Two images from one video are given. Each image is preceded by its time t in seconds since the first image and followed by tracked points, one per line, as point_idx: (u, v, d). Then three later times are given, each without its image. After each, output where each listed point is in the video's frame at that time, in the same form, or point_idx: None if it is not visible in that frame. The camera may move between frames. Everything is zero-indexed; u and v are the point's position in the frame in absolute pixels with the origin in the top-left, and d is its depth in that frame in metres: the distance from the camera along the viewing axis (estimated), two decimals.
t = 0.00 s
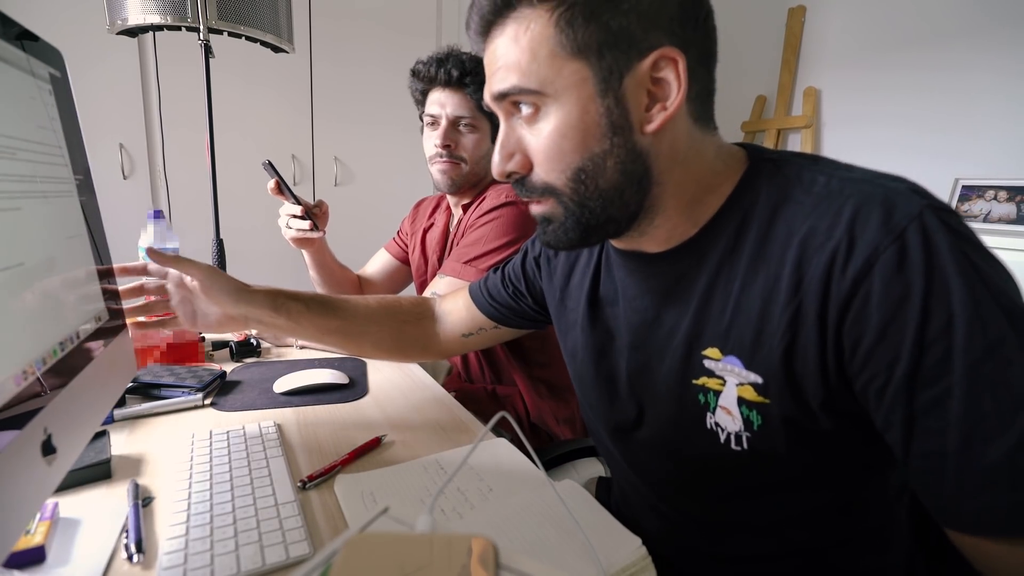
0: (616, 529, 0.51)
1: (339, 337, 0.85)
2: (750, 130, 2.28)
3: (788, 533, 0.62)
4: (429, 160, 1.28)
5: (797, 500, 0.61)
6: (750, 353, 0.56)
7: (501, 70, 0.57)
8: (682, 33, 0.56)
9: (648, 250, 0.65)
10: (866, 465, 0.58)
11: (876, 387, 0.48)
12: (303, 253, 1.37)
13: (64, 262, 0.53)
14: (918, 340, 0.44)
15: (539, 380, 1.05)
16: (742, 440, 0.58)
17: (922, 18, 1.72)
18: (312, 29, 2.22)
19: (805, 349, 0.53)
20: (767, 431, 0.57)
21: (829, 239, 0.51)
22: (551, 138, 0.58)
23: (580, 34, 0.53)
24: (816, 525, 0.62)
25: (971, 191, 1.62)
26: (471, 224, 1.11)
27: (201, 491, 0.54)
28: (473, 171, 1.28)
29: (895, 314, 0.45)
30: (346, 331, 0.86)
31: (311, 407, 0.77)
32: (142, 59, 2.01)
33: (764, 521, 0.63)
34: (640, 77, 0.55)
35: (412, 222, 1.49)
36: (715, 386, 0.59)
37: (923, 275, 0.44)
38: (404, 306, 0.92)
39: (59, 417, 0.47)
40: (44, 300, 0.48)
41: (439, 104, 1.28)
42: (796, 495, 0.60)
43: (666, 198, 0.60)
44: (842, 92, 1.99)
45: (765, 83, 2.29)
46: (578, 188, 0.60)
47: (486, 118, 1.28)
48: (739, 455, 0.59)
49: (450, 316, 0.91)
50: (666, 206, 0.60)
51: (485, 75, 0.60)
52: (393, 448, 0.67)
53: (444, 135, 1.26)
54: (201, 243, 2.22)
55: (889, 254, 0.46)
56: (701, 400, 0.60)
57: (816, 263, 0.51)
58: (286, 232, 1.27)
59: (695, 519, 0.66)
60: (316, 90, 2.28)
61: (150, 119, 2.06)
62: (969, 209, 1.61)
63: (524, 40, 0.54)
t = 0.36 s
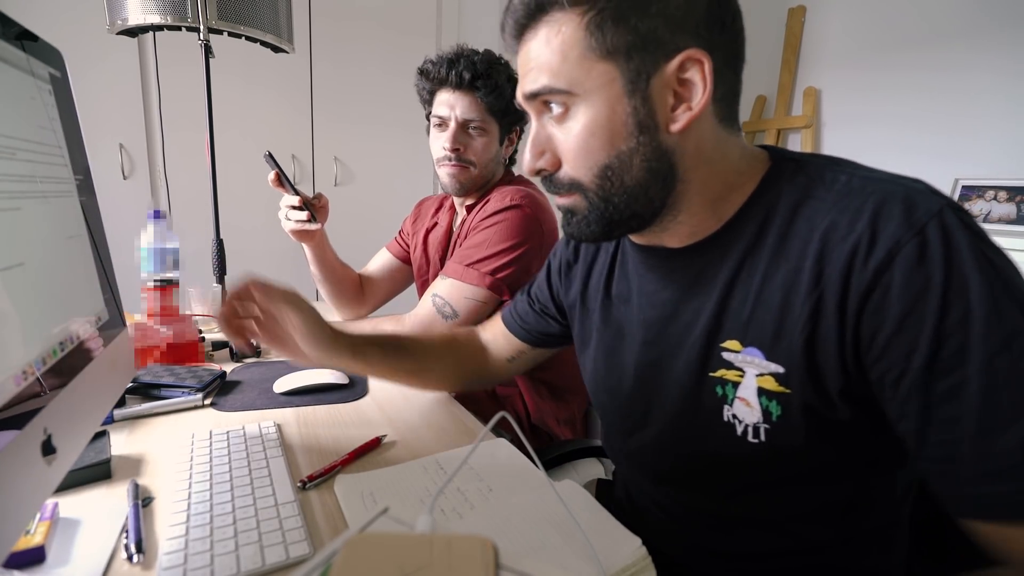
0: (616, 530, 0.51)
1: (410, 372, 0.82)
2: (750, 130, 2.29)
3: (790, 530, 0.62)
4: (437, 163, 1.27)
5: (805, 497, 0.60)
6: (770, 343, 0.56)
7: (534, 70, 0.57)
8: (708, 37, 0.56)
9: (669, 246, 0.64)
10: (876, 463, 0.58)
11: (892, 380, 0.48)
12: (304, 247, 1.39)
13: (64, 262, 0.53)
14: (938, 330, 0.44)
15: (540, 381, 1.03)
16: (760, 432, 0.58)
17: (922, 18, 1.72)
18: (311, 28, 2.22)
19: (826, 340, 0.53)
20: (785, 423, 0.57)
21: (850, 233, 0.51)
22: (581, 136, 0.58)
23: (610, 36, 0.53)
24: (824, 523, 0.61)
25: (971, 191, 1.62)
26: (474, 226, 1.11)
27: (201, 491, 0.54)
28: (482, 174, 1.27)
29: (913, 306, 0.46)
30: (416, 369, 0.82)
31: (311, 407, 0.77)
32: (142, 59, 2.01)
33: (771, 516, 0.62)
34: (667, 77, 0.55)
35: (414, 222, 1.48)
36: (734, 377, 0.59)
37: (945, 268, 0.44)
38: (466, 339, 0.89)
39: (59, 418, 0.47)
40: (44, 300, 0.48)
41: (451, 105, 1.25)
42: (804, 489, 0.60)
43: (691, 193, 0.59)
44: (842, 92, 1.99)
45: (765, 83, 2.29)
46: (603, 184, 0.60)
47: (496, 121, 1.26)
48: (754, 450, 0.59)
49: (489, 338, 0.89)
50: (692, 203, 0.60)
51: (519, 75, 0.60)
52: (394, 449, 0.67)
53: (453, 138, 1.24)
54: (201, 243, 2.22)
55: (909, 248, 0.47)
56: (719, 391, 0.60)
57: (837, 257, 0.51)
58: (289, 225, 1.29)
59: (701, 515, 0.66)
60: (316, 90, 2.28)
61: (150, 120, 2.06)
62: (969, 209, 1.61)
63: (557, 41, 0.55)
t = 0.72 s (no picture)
0: (616, 530, 0.51)
1: (427, 393, 0.79)
2: (749, 129, 2.28)
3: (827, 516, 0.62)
4: (442, 167, 1.27)
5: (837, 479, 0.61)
6: (787, 336, 0.55)
7: (514, 83, 0.57)
8: (685, 40, 0.56)
9: (653, 249, 0.64)
10: (897, 437, 0.59)
11: (952, 331, 0.47)
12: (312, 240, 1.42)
13: (64, 261, 0.53)
14: (995, 268, 0.44)
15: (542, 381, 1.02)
16: (784, 428, 0.58)
17: (922, 17, 1.72)
18: (311, 28, 2.22)
19: (850, 323, 0.52)
20: (808, 415, 0.57)
21: (853, 215, 0.52)
22: (564, 145, 0.57)
23: (590, 43, 0.53)
24: (853, 507, 0.61)
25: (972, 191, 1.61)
26: (478, 227, 1.10)
27: (200, 491, 0.54)
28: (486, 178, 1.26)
29: (962, 260, 0.45)
30: (431, 390, 0.80)
31: (311, 407, 0.77)
32: (141, 59, 2.01)
33: (798, 506, 0.63)
34: (648, 82, 0.55)
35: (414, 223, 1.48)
36: (750, 377, 0.58)
37: (971, 212, 0.45)
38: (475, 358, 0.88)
39: (59, 418, 0.47)
40: (43, 299, 0.48)
41: (457, 109, 1.24)
42: (829, 477, 0.61)
43: (674, 198, 0.59)
44: (843, 92, 1.99)
45: (765, 84, 2.29)
46: (591, 191, 0.59)
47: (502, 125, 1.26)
48: (781, 444, 0.59)
49: (490, 357, 0.89)
50: (675, 205, 0.60)
51: (498, 89, 0.60)
52: (394, 449, 0.67)
53: (461, 143, 1.23)
54: (201, 243, 2.22)
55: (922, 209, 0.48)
56: (736, 394, 0.59)
57: (845, 238, 0.52)
58: (296, 216, 1.34)
59: (726, 510, 0.66)
60: (316, 90, 2.28)
61: (149, 120, 2.06)
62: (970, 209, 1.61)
63: (537, 53, 0.54)
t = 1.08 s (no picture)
0: (616, 530, 0.51)
1: (429, 389, 0.80)
2: (749, 129, 2.26)
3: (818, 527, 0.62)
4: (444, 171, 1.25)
5: (822, 496, 0.61)
6: (762, 360, 0.55)
7: (474, 93, 0.54)
8: (655, 44, 0.55)
9: (631, 266, 0.64)
10: (884, 449, 0.58)
11: (930, 363, 0.46)
12: (320, 231, 1.41)
13: (64, 262, 0.53)
14: (972, 296, 0.43)
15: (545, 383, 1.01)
16: (763, 453, 0.58)
17: (923, 16, 1.72)
18: (312, 28, 2.23)
19: (824, 347, 0.52)
20: (787, 439, 0.57)
21: (826, 234, 0.52)
22: (529, 159, 0.55)
23: (554, 51, 0.51)
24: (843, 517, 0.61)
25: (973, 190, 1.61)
26: (480, 230, 1.09)
27: (200, 491, 0.54)
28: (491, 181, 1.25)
29: (940, 283, 0.44)
30: (438, 385, 0.80)
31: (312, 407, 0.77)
32: (142, 59, 2.01)
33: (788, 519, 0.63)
34: (617, 90, 0.54)
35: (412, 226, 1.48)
36: (727, 402, 0.58)
37: (947, 235, 0.44)
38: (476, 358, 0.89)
39: (59, 418, 0.47)
40: (44, 299, 0.48)
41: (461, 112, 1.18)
42: (819, 490, 0.61)
43: (647, 213, 0.59)
44: (843, 91, 1.99)
45: (765, 84, 2.29)
46: (560, 209, 0.57)
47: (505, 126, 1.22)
48: (761, 467, 0.59)
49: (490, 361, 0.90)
50: (648, 219, 0.60)
51: (459, 99, 0.57)
52: (395, 449, 0.67)
53: (462, 148, 1.20)
54: (201, 243, 2.22)
55: (896, 228, 0.48)
56: (715, 417, 0.60)
57: (818, 260, 0.52)
58: (302, 202, 1.32)
59: (717, 524, 0.66)
60: (316, 89, 2.28)
61: (150, 120, 2.06)
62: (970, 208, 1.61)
63: (497, 62, 0.52)
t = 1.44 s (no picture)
0: (617, 530, 0.51)
1: (435, 385, 0.80)
2: (749, 129, 2.27)
3: (825, 533, 0.62)
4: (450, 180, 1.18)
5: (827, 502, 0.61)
6: (766, 368, 0.55)
7: (463, 95, 0.53)
8: (651, 46, 0.55)
9: (626, 273, 0.64)
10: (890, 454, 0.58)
11: (943, 369, 0.46)
12: (323, 229, 1.41)
13: (64, 262, 0.53)
14: (988, 302, 0.43)
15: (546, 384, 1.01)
16: (768, 460, 0.58)
17: (923, 16, 1.72)
18: (312, 27, 2.23)
19: (830, 353, 0.52)
20: (792, 447, 0.57)
21: (833, 240, 0.51)
22: (520, 162, 0.54)
23: (546, 51, 0.50)
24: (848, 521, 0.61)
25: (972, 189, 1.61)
26: (482, 231, 1.09)
27: (201, 491, 0.54)
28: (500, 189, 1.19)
29: (956, 289, 0.44)
30: (444, 382, 0.80)
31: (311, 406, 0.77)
32: (142, 58, 2.01)
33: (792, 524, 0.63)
34: (611, 94, 0.54)
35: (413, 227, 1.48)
36: (730, 410, 0.58)
37: (960, 239, 0.45)
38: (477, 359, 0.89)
39: (59, 417, 0.47)
40: (44, 299, 0.48)
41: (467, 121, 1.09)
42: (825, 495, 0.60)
43: (643, 219, 0.60)
44: (843, 90, 1.99)
45: (765, 84, 2.29)
46: (549, 216, 0.56)
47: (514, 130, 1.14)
48: (766, 474, 0.59)
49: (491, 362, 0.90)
50: (642, 225, 0.60)
51: (447, 101, 0.56)
52: (394, 449, 0.67)
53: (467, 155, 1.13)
54: (201, 243, 2.22)
55: (906, 234, 0.47)
56: (718, 425, 0.60)
57: (823, 267, 0.52)
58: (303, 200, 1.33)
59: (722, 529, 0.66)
60: (316, 89, 2.28)
61: (150, 119, 2.06)
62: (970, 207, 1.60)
63: (487, 62, 0.51)
